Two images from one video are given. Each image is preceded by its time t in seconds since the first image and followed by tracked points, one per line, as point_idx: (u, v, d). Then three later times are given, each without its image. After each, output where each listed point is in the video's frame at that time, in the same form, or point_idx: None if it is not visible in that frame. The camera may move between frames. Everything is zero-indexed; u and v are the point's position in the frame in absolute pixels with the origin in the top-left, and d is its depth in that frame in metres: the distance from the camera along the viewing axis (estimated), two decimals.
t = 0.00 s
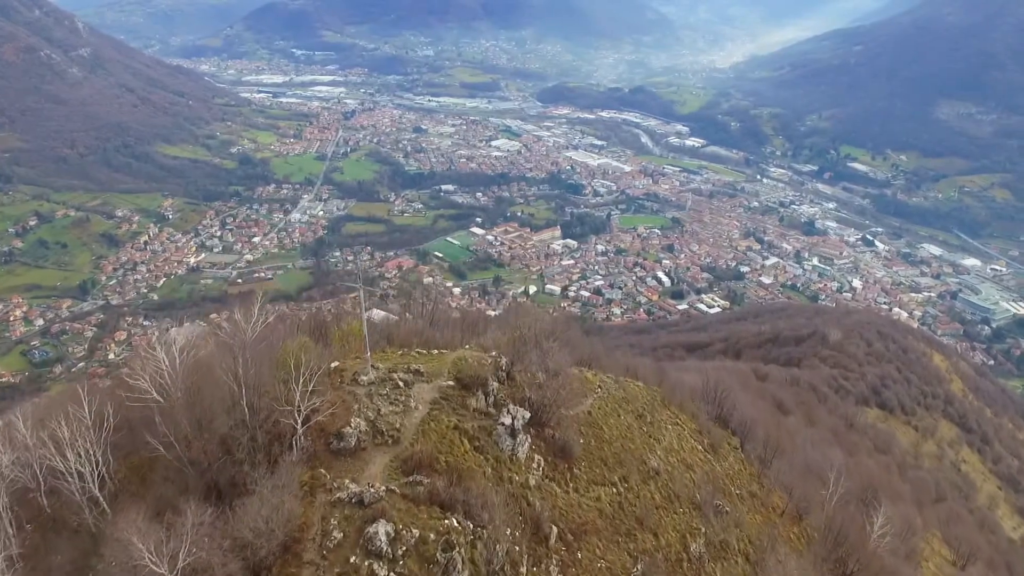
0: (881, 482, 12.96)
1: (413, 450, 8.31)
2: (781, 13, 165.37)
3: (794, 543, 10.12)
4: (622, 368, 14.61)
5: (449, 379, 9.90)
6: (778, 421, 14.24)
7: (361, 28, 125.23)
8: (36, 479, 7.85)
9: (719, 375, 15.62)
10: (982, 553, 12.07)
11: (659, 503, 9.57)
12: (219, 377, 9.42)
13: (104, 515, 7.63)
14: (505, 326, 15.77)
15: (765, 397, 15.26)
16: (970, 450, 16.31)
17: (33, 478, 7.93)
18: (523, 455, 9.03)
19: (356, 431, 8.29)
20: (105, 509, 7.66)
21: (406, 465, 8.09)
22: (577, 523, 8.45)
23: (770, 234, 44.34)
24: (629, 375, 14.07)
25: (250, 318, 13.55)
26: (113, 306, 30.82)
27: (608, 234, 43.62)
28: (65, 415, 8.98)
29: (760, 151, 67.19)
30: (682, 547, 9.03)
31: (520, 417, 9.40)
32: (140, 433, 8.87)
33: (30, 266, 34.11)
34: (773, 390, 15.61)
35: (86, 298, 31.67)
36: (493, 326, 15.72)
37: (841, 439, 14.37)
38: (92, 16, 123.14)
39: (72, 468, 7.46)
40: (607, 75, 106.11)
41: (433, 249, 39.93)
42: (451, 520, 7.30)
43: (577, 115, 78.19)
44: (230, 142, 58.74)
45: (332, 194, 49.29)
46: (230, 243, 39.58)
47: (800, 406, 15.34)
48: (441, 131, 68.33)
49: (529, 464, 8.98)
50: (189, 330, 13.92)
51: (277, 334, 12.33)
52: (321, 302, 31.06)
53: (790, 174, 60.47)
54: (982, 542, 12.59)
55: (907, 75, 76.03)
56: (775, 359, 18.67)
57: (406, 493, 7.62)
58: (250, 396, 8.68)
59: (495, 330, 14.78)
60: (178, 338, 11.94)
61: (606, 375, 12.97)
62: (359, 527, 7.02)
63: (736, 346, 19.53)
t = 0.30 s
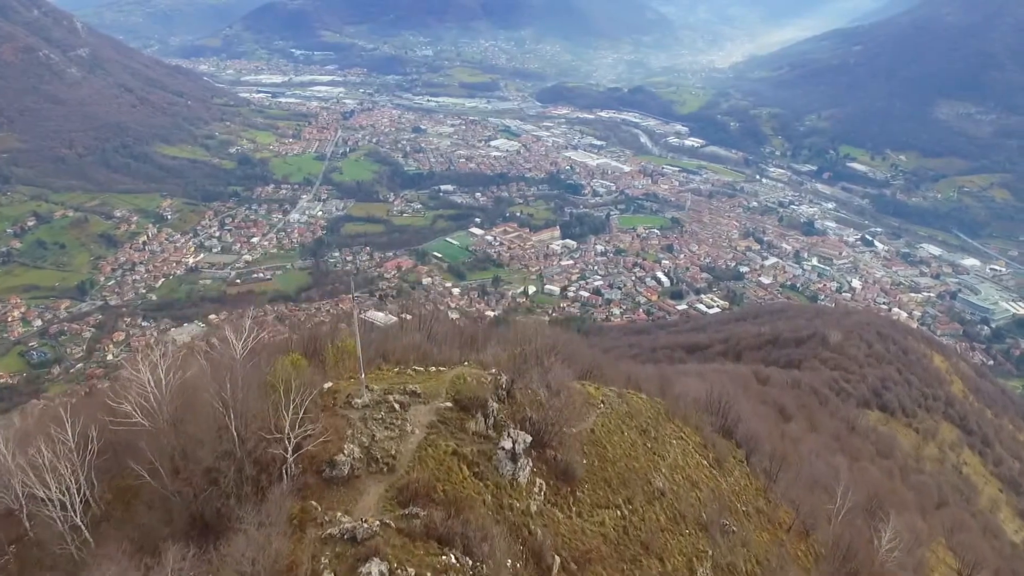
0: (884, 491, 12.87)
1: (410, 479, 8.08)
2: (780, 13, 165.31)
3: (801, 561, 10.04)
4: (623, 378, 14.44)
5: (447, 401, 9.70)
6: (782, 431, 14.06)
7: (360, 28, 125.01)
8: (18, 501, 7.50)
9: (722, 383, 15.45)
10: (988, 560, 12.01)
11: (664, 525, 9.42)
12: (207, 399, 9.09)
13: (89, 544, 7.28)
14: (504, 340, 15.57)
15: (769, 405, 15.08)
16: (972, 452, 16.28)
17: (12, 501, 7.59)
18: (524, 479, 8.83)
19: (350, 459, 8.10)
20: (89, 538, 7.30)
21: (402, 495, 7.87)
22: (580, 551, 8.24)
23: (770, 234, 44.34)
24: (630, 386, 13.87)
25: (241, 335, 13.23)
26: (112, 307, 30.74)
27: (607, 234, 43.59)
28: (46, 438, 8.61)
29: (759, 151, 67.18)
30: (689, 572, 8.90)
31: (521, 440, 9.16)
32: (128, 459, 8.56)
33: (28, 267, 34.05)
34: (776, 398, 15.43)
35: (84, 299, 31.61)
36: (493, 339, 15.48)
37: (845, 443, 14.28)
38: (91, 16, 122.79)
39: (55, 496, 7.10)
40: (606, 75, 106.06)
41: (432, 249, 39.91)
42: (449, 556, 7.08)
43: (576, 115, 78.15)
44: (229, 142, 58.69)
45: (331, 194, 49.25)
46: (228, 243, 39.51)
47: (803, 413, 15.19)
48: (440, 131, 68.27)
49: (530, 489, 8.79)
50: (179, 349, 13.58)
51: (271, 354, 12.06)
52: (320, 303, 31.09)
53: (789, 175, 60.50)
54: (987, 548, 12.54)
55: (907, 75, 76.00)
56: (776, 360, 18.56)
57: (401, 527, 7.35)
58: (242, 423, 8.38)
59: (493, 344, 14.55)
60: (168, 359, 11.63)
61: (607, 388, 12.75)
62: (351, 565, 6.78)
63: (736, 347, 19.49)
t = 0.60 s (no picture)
0: (891, 501, 12.48)
1: (404, 510, 7.55)
2: (778, 13, 165.42)
3: None
4: (624, 388, 13.99)
5: (443, 426, 9.12)
6: (789, 441, 13.60)
7: (358, 28, 124.86)
8: None
9: (725, 391, 14.99)
10: (993, 568, 11.82)
11: (670, 549, 8.89)
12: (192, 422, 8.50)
13: None
14: (503, 353, 15.08)
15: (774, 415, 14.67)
16: (972, 454, 16.23)
17: None
18: (524, 507, 8.25)
19: (340, 490, 7.56)
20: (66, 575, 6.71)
21: (395, 529, 7.32)
22: None
23: (768, 234, 44.34)
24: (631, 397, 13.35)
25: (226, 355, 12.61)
26: (109, 308, 30.62)
27: (605, 234, 43.56)
28: (20, 467, 8.03)
29: (757, 151, 67.18)
30: None
31: (522, 466, 8.60)
32: (110, 489, 7.99)
33: (24, 268, 33.89)
34: (782, 408, 15.02)
35: (81, 300, 31.47)
36: (492, 353, 14.96)
37: (849, 449, 14.01)
38: (88, 16, 122.49)
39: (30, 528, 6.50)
40: (603, 76, 106.08)
41: (430, 249, 39.86)
42: None
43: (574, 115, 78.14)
44: (227, 143, 58.57)
45: (329, 194, 49.18)
46: (226, 244, 39.40)
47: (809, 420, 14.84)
48: (438, 131, 68.22)
49: (531, 515, 8.22)
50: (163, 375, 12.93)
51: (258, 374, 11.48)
52: (318, 304, 31.07)
53: (787, 174, 60.49)
54: (991, 556, 12.34)
55: (904, 75, 76.04)
56: (776, 361, 18.38)
57: (394, 566, 6.87)
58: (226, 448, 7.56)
59: (493, 358, 14.09)
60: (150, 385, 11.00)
61: (609, 400, 12.23)
62: None
63: (736, 349, 19.37)
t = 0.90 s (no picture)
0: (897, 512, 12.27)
1: (400, 547, 7.23)
2: (778, 13, 165.34)
3: None
4: (625, 399, 13.58)
5: (441, 452, 8.72)
6: (796, 452, 13.22)
7: (357, 28, 124.69)
8: None
9: (729, 400, 14.62)
10: None
11: None
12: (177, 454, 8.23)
13: None
14: (503, 367, 14.48)
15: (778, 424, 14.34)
16: (973, 456, 16.23)
17: None
18: (526, 538, 7.87)
19: (332, 525, 7.27)
20: None
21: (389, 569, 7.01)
22: None
23: (767, 234, 44.34)
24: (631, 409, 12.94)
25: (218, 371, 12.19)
26: (107, 309, 30.55)
27: (605, 234, 43.55)
28: None
29: (756, 151, 67.20)
30: None
31: (523, 495, 8.17)
32: (91, 518, 7.77)
33: (22, 269, 33.79)
34: (787, 418, 14.69)
35: (79, 301, 31.37)
36: (491, 366, 14.37)
37: (851, 454, 13.87)
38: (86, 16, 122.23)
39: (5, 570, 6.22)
40: (602, 76, 106.05)
41: (428, 250, 39.82)
42: None
43: (573, 115, 78.12)
44: (225, 143, 58.46)
45: (328, 194, 49.12)
46: (224, 244, 39.31)
47: (813, 430, 14.53)
48: (437, 131, 68.17)
49: (532, 546, 7.85)
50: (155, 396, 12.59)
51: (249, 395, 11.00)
52: (317, 305, 31.03)
53: (786, 175, 60.52)
54: (995, 561, 12.21)
55: (904, 75, 76.03)
56: (775, 363, 18.27)
57: None
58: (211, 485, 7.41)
59: (493, 372, 13.49)
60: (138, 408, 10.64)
61: (611, 414, 11.76)
62: None
63: (735, 350, 19.31)
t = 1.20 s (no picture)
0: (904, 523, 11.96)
1: None
2: (777, 12, 165.43)
3: None
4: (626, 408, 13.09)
5: (438, 481, 7.91)
6: (804, 465, 12.68)
7: (356, 28, 124.65)
8: None
9: (733, 408, 14.14)
10: None
11: None
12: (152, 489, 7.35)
13: None
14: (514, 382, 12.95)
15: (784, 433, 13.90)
16: (975, 459, 16.16)
17: None
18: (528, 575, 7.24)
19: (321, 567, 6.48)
20: None
21: None
22: None
23: (766, 234, 44.35)
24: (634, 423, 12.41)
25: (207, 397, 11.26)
26: (106, 310, 30.48)
27: (604, 235, 43.55)
28: None
29: (755, 151, 67.19)
30: None
31: (526, 530, 7.53)
32: (64, 553, 6.97)
33: (20, 270, 33.68)
34: (794, 427, 14.22)
35: (77, 302, 31.28)
36: (496, 380, 13.23)
37: (853, 459, 13.64)
38: (85, 16, 122.13)
39: None
40: (601, 76, 106.08)
41: (427, 250, 39.77)
42: None
43: (572, 115, 78.11)
44: (225, 143, 58.41)
45: (327, 194, 49.07)
46: (223, 245, 39.22)
47: (819, 438, 14.12)
48: (436, 131, 68.17)
49: None
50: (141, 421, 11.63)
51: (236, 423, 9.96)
52: (315, 306, 30.99)
53: (785, 174, 60.52)
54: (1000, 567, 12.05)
55: (903, 75, 76.01)
56: (776, 364, 18.08)
57: None
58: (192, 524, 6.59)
59: (499, 389, 12.34)
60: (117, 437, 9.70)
61: (613, 430, 11.20)
62: None
63: (735, 352, 19.16)
